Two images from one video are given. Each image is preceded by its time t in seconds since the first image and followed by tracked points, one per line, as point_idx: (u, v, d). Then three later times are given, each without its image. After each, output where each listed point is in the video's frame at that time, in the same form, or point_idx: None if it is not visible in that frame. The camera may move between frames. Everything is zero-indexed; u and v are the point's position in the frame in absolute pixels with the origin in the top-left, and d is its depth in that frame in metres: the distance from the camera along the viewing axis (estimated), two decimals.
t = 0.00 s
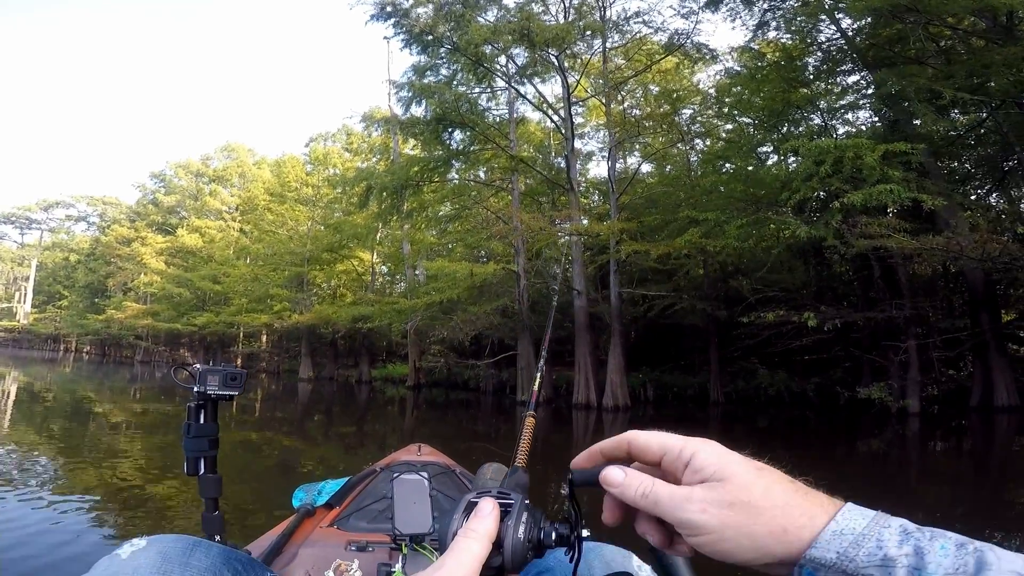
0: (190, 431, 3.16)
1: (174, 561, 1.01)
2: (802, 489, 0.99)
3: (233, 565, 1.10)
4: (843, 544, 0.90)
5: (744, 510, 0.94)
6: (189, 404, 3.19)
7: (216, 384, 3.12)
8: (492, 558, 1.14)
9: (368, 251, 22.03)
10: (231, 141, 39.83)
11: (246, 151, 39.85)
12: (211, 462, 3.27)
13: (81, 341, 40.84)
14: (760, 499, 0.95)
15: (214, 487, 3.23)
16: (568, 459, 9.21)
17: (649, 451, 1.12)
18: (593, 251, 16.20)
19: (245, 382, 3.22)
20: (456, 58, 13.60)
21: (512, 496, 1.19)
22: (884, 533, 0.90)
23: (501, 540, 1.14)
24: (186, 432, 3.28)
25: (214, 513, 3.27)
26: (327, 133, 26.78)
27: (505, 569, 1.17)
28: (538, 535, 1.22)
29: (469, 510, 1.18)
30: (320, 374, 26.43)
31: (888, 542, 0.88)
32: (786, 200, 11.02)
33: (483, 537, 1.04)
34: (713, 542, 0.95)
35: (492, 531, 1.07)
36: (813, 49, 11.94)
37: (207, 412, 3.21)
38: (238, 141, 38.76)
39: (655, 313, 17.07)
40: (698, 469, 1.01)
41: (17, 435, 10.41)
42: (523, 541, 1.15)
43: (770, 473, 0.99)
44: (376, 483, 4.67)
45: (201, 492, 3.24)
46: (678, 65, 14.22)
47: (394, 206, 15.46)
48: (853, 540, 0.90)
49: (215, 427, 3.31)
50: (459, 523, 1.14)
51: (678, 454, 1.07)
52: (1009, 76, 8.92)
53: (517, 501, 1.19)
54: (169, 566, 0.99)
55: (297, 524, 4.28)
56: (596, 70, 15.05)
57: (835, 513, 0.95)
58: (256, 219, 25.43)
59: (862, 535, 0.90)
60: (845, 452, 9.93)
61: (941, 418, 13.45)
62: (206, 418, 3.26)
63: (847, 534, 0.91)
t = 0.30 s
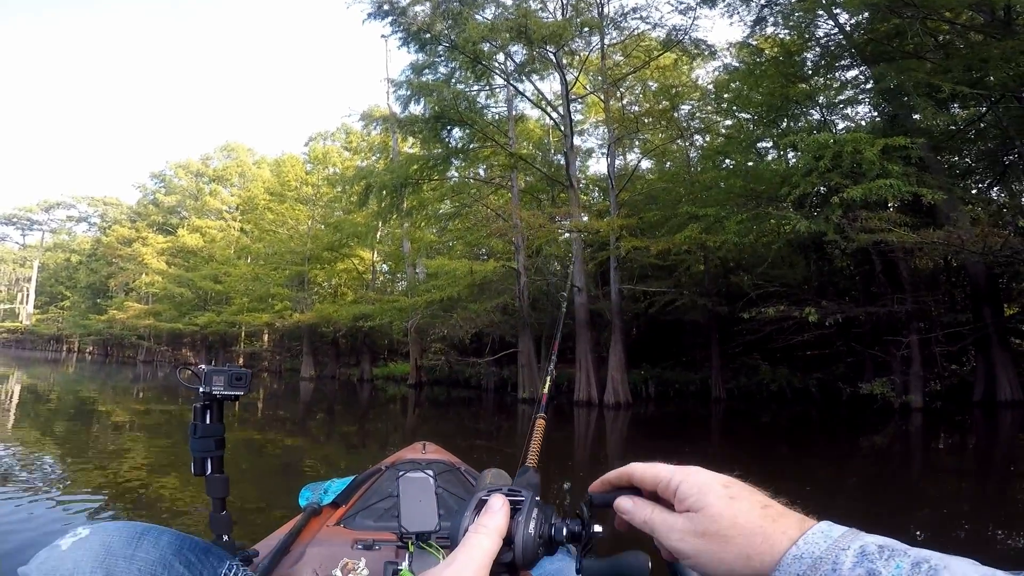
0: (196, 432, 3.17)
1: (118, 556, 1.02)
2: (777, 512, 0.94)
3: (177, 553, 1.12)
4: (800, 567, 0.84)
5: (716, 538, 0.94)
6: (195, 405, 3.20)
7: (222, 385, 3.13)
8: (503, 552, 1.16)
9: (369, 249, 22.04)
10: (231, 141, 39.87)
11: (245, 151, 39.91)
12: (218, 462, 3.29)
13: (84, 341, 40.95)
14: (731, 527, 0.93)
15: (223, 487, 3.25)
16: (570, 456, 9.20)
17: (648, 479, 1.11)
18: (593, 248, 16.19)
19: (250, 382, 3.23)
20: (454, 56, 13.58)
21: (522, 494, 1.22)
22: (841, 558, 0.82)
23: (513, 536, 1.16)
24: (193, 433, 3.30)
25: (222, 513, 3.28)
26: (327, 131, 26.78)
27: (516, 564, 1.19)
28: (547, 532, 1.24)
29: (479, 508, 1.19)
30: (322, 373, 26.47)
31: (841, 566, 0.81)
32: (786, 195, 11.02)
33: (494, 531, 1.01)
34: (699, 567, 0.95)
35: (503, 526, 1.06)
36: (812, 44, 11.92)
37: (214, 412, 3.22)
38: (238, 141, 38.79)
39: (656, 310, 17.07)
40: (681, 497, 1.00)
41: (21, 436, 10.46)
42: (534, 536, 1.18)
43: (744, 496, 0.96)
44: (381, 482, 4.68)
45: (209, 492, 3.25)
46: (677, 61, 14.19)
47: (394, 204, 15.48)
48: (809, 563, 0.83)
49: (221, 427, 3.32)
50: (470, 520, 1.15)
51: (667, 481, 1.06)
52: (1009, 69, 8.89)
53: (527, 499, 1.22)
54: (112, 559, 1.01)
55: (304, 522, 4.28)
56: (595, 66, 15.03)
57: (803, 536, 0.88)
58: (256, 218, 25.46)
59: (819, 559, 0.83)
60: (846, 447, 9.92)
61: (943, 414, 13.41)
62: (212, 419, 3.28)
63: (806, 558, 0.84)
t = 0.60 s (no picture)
0: (202, 431, 3.16)
1: (70, 554, 1.03)
2: (789, 526, 0.97)
3: (125, 550, 1.15)
4: None
5: (738, 565, 0.94)
6: (200, 405, 3.19)
7: (227, 385, 3.12)
8: (511, 532, 1.14)
9: (369, 247, 22.02)
10: (230, 140, 39.83)
11: (245, 150, 39.88)
12: (225, 462, 3.27)
13: (87, 342, 41.03)
14: (749, 551, 0.94)
15: (230, 486, 3.26)
16: (573, 452, 9.21)
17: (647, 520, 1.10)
18: (594, 243, 16.18)
19: (254, 381, 3.21)
20: (452, 53, 13.54)
21: (528, 477, 1.24)
22: (873, 562, 0.82)
23: (520, 514, 1.16)
24: (199, 433, 3.28)
25: (230, 513, 3.25)
26: (326, 130, 26.74)
27: (525, 546, 1.16)
28: (552, 513, 1.25)
29: (486, 490, 1.20)
30: (324, 371, 26.50)
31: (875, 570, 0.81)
32: (786, 188, 10.99)
33: (501, 511, 1.04)
34: None
35: (510, 506, 1.08)
36: (811, 38, 11.86)
37: (219, 412, 3.21)
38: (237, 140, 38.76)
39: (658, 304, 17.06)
40: (692, 531, 1.00)
41: (25, 437, 10.50)
42: (541, 514, 1.18)
43: (751, 518, 0.99)
44: (387, 479, 4.68)
45: (217, 492, 3.25)
46: (676, 55, 14.14)
47: (393, 201, 15.46)
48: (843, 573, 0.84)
49: (227, 426, 3.32)
50: (477, 501, 1.16)
51: (670, 518, 1.05)
52: (1008, 62, 8.85)
53: (532, 482, 1.23)
54: (61, 558, 1.02)
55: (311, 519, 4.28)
56: (593, 62, 14.98)
57: (833, 545, 0.90)
58: (256, 217, 25.46)
59: (851, 566, 0.84)
60: (849, 441, 9.92)
61: (946, 407, 13.40)
62: (217, 418, 3.27)
63: (835, 566, 0.85)
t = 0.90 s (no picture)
0: (208, 428, 3.17)
1: (9, 551, 0.94)
2: (832, 507, 1.02)
3: (78, 544, 1.02)
4: (906, 550, 0.91)
5: (792, 552, 0.98)
6: (206, 402, 3.21)
7: (232, 381, 3.12)
8: (521, 521, 1.15)
9: (370, 244, 22.01)
10: (231, 137, 39.79)
11: (245, 147, 39.86)
12: (231, 459, 3.30)
13: (89, 338, 41.13)
14: (798, 536, 0.98)
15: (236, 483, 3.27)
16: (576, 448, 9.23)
17: (665, 521, 1.14)
18: (595, 239, 16.16)
19: (260, 378, 3.21)
20: (452, 49, 13.50)
21: (537, 467, 1.25)
22: (946, 535, 0.90)
23: (529, 504, 1.17)
24: (205, 430, 3.31)
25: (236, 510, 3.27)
26: (326, 126, 26.71)
27: (536, 536, 1.18)
28: (562, 503, 1.26)
29: (496, 482, 1.21)
30: (325, 367, 26.53)
31: (950, 546, 0.89)
32: (787, 183, 10.95)
33: (513, 500, 1.06)
34: None
35: (521, 496, 1.11)
36: (812, 33, 11.79)
37: (226, 409, 3.22)
38: (238, 137, 38.73)
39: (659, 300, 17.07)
40: (722, 523, 1.05)
41: (29, 433, 10.54)
42: (549, 504, 1.19)
43: (789, 504, 1.04)
44: (392, 475, 4.70)
45: (223, 489, 3.27)
46: (677, 51, 14.08)
47: (393, 198, 15.45)
48: (916, 545, 0.91)
49: (233, 423, 3.33)
50: (487, 492, 1.16)
51: (692, 514, 1.10)
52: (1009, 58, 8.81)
53: (541, 472, 1.24)
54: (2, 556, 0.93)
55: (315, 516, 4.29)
56: (594, 57, 14.93)
57: (890, 521, 0.96)
58: (257, 214, 25.45)
59: (924, 541, 0.91)
60: (851, 438, 9.92)
61: (949, 403, 13.39)
62: (223, 415, 3.28)
63: (906, 540, 0.92)
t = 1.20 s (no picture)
0: (212, 426, 3.22)
1: None
2: (858, 471, 0.97)
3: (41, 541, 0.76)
4: (936, 522, 0.87)
5: (817, 512, 0.92)
6: (210, 399, 3.24)
7: (236, 379, 3.13)
8: (522, 523, 1.14)
9: (371, 241, 22.00)
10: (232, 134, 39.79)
11: (247, 144, 39.86)
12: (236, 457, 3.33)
13: (91, 336, 41.19)
14: (829, 497, 0.92)
15: (240, 481, 3.30)
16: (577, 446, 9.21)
17: (675, 476, 1.13)
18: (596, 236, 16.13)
19: (263, 375, 3.23)
20: (452, 46, 13.47)
21: (538, 467, 1.23)
22: (975, 507, 0.87)
23: (530, 505, 1.16)
24: (208, 428, 3.33)
25: (239, 507, 3.32)
26: (327, 124, 26.69)
27: (537, 536, 1.17)
28: (567, 503, 1.23)
29: (497, 481, 1.20)
30: (326, 364, 26.55)
31: (982, 519, 0.86)
32: (788, 180, 10.91)
33: (515, 499, 1.08)
34: (799, 553, 0.92)
35: (522, 495, 1.11)
36: (813, 30, 11.75)
37: (229, 406, 3.26)
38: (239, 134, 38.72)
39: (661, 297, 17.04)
40: (738, 478, 1.01)
41: (30, 431, 10.53)
42: (551, 505, 1.17)
43: (818, 463, 0.97)
44: (393, 473, 4.68)
45: (226, 486, 3.29)
46: (678, 48, 14.03)
47: (393, 195, 15.44)
48: (946, 516, 0.88)
49: (237, 420, 3.37)
50: (488, 492, 1.17)
51: (707, 466, 1.07)
52: (1010, 55, 8.78)
53: (542, 472, 1.22)
54: None
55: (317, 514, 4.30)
56: (595, 55, 14.90)
57: (916, 492, 0.93)
58: (257, 211, 25.44)
59: (954, 512, 0.88)
60: (853, 435, 9.89)
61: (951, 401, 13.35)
62: (227, 413, 3.30)
63: (936, 511, 0.89)
